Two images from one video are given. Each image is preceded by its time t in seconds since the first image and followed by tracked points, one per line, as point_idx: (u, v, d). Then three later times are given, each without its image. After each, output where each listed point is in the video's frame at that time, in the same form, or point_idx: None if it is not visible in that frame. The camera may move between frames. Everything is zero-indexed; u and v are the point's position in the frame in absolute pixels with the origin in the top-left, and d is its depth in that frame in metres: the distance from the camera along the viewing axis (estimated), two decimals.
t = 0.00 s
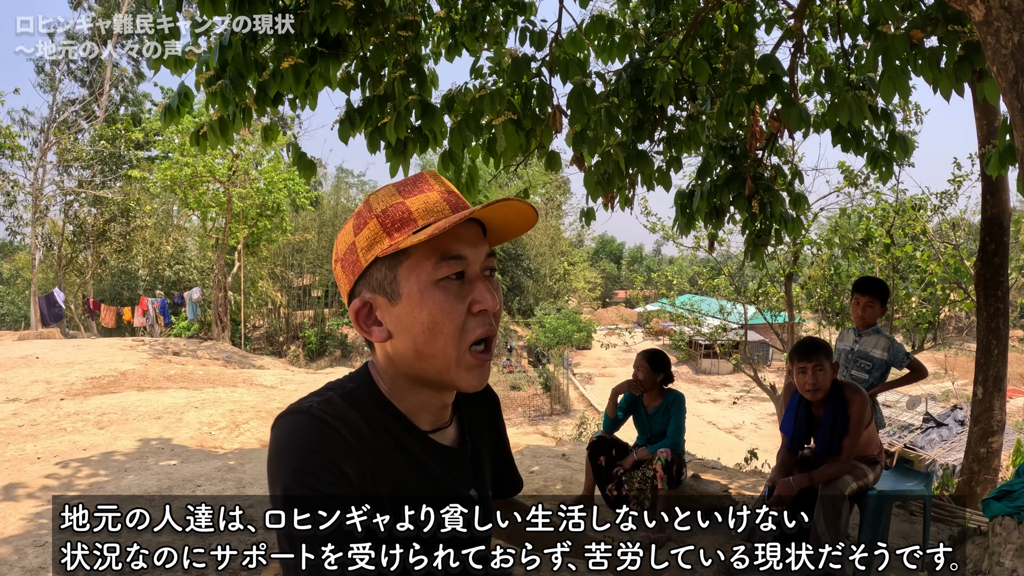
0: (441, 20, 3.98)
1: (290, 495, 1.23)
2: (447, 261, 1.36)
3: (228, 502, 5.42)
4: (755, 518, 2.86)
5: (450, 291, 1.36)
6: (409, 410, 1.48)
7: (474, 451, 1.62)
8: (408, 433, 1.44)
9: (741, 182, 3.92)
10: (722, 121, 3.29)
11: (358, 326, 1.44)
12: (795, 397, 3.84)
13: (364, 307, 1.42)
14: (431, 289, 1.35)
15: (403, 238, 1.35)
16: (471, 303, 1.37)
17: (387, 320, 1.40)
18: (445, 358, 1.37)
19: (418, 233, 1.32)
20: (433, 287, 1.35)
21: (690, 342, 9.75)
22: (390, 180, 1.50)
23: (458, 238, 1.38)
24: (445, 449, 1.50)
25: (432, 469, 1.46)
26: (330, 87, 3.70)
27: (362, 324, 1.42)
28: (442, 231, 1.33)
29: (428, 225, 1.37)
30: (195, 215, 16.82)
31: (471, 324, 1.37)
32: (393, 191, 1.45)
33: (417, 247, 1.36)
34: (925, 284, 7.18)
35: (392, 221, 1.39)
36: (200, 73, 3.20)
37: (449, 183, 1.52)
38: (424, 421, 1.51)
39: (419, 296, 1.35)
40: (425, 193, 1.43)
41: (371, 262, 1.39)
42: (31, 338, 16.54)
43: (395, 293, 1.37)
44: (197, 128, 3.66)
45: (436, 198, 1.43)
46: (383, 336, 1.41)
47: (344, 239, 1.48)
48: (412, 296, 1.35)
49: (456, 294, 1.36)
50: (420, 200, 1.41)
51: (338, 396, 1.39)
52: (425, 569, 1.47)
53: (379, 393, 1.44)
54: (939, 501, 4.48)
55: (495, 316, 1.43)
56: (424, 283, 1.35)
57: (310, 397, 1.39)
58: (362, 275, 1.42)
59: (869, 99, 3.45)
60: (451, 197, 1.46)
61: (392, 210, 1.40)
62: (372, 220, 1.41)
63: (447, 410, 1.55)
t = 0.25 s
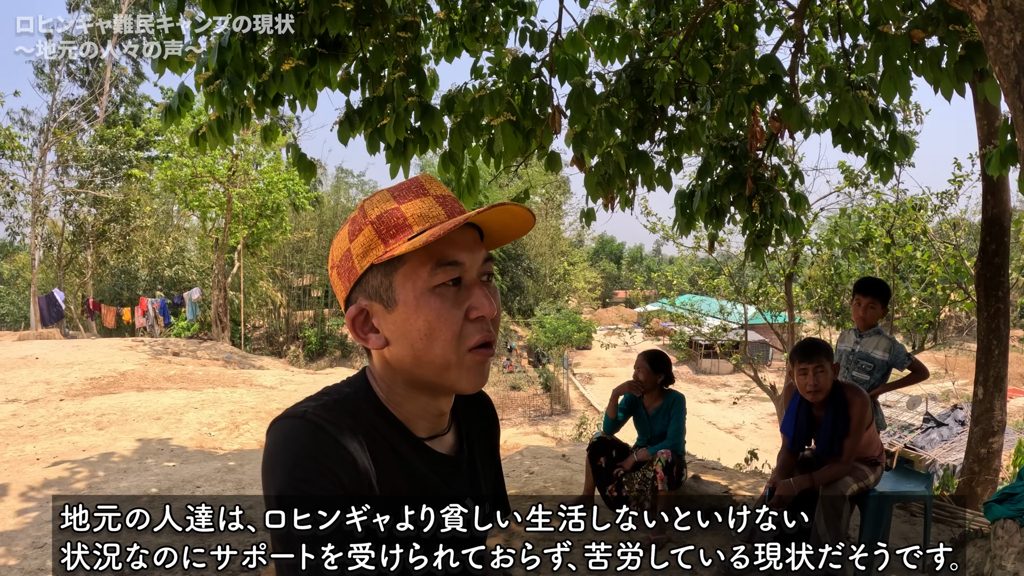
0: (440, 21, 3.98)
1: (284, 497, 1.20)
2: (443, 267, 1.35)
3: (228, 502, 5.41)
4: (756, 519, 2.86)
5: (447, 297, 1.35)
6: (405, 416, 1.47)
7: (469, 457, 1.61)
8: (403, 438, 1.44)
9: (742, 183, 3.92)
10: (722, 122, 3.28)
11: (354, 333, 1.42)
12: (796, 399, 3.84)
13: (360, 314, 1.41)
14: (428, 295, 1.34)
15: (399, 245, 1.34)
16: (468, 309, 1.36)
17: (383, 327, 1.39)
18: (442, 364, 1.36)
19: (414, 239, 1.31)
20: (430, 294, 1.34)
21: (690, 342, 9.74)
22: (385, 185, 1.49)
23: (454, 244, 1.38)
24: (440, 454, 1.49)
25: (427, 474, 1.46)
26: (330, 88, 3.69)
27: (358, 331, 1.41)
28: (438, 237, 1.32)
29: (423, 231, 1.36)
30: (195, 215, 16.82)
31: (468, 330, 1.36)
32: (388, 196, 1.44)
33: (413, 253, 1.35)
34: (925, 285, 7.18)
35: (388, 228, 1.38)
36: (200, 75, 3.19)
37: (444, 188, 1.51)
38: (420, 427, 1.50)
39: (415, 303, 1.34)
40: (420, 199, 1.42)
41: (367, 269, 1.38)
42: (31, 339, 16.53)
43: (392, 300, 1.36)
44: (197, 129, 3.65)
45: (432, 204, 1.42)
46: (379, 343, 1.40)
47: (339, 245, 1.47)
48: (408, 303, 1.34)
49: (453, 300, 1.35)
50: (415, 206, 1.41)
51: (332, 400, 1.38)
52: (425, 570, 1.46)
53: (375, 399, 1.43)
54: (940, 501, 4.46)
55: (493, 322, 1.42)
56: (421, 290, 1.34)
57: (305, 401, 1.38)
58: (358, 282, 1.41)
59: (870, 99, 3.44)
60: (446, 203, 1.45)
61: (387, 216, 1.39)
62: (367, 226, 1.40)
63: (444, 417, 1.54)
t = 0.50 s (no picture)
0: (439, 21, 3.99)
1: (276, 497, 1.22)
2: (434, 271, 1.35)
3: (228, 502, 5.41)
4: (755, 519, 2.86)
5: (438, 301, 1.36)
6: (396, 416, 1.48)
7: (463, 456, 1.61)
8: (393, 437, 1.43)
9: (741, 182, 3.95)
10: (721, 121, 3.29)
11: (344, 336, 1.43)
12: (794, 398, 3.84)
13: (350, 318, 1.41)
14: (419, 300, 1.35)
15: (389, 249, 1.35)
16: (460, 312, 1.37)
17: (374, 331, 1.39)
18: (434, 368, 1.37)
19: (405, 244, 1.31)
20: (422, 298, 1.35)
21: (690, 342, 9.74)
22: (372, 187, 1.49)
23: (445, 246, 1.38)
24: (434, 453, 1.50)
25: (420, 473, 1.45)
26: (329, 89, 3.70)
27: (349, 334, 1.41)
28: (430, 240, 1.32)
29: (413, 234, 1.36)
30: (195, 216, 16.82)
31: (460, 333, 1.37)
32: (376, 199, 1.44)
33: (403, 258, 1.35)
34: (924, 284, 7.18)
35: (376, 232, 1.38)
36: (200, 75, 3.19)
37: (432, 188, 1.52)
38: (412, 426, 1.50)
39: (406, 307, 1.34)
40: (408, 201, 1.43)
41: (357, 272, 1.39)
42: (31, 339, 16.53)
43: (382, 304, 1.37)
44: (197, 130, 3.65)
45: (421, 206, 1.42)
46: (370, 347, 1.40)
47: (327, 248, 1.47)
48: (399, 307, 1.35)
49: (445, 303, 1.36)
50: (404, 209, 1.41)
51: (323, 401, 1.39)
52: (425, 569, 1.47)
53: (366, 399, 1.44)
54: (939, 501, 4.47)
55: (485, 323, 1.43)
56: (412, 294, 1.34)
57: (297, 402, 1.39)
58: (347, 286, 1.41)
59: (868, 99, 3.45)
60: (434, 204, 1.46)
61: (376, 219, 1.40)
62: (355, 229, 1.40)
63: (436, 415, 1.55)
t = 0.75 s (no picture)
0: (439, 21, 3.99)
1: (277, 497, 1.23)
2: (430, 277, 1.34)
3: (228, 502, 5.41)
4: (756, 519, 2.86)
5: (435, 307, 1.35)
6: (398, 417, 1.47)
7: (463, 457, 1.61)
8: (393, 437, 1.42)
9: (740, 182, 3.95)
10: (721, 121, 3.29)
11: (343, 344, 1.43)
12: (794, 399, 3.84)
13: (348, 325, 1.41)
14: (415, 307, 1.34)
15: (383, 256, 1.34)
16: (458, 318, 1.36)
17: (372, 338, 1.39)
18: (433, 374, 1.37)
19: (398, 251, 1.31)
20: (418, 305, 1.34)
21: (689, 342, 9.74)
22: (365, 192, 1.49)
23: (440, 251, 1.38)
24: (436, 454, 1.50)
25: (420, 473, 1.45)
26: (329, 88, 3.69)
27: (347, 342, 1.41)
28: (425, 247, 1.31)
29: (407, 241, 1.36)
30: (195, 215, 16.83)
31: (459, 338, 1.36)
32: (369, 204, 1.43)
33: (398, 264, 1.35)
34: (924, 284, 7.18)
35: (370, 239, 1.38)
36: (199, 75, 3.18)
37: (426, 191, 1.51)
38: (414, 427, 1.50)
39: (403, 315, 1.34)
40: (402, 206, 1.42)
41: (352, 281, 1.38)
42: (31, 339, 16.53)
43: (379, 312, 1.36)
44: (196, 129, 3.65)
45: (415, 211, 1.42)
46: (368, 353, 1.40)
47: (322, 256, 1.47)
48: (396, 314, 1.34)
49: (442, 310, 1.35)
50: (397, 214, 1.40)
51: (325, 401, 1.39)
52: (425, 569, 1.47)
53: (368, 399, 1.44)
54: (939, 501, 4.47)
55: (484, 328, 1.42)
56: (408, 301, 1.34)
57: (298, 402, 1.39)
58: (344, 294, 1.41)
59: (868, 99, 3.44)
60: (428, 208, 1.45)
61: (368, 226, 1.39)
62: (349, 237, 1.40)
63: (437, 416, 1.54)
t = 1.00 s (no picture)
0: (439, 21, 3.99)
1: (277, 497, 1.23)
2: (411, 268, 1.36)
3: (228, 502, 5.41)
4: (756, 519, 2.87)
5: (415, 300, 1.36)
6: (395, 415, 1.47)
7: (461, 456, 1.61)
8: (392, 437, 1.43)
9: (740, 182, 3.94)
10: (720, 122, 3.29)
11: (337, 332, 1.47)
12: (793, 398, 3.84)
13: (341, 314, 1.45)
14: (395, 297, 1.35)
15: (368, 247, 1.36)
16: (438, 313, 1.36)
17: (360, 328, 1.42)
18: (412, 368, 1.37)
19: (378, 243, 1.32)
20: (397, 296, 1.35)
21: (689, 343, 9.73)
22: (369, 184, 1.50)
23: (425, 244, 1.38)
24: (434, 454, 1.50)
25: (418, 472, 1.45)
26: (329, 87, 3.69)
27: (339, 330, 1.45)
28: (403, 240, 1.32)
29: (391, 233, 1.36)
30: (195, 215, 16.82)
31: (439, 334, 1.36)
32: (366, 196, 1.45)
33: (381, 256, 1.36)
34: (924, 285, 7.18)
35: (359, 230, 1.39)
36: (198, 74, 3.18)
37: (427, 183, 1.48)
38: (412, 426, 1.50)
39: (384, 305, 1.36)
40: (394, 198, 1.40)
41: (344, 270, 1.42)
42: (31, 339, 16.53)
43: (364, 301, 1.39)
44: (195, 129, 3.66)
45: (405, 201, 1.39)
46: (357, 343, 1.43)
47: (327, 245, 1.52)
48: (378, 305, 1.37)
49: (422, 303, 1.36)
50: (388, 206, 1.39)
51: (324, 399, 1.39)
52: (425, 569, 1.47)
53: (366, 398, 1.44)
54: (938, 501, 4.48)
55: (470, 325, 1.40)
56: (389, 292, 1.36)
57: (298, 400, 1.39)
58: (339, 283, 1.46)
59: (868, 99, 3.44)
60: (423, 200, 1.40)
61: (359, 217, 1.40)
62: (343, 228, 1.43)
63: (435, 415, 1.54)
